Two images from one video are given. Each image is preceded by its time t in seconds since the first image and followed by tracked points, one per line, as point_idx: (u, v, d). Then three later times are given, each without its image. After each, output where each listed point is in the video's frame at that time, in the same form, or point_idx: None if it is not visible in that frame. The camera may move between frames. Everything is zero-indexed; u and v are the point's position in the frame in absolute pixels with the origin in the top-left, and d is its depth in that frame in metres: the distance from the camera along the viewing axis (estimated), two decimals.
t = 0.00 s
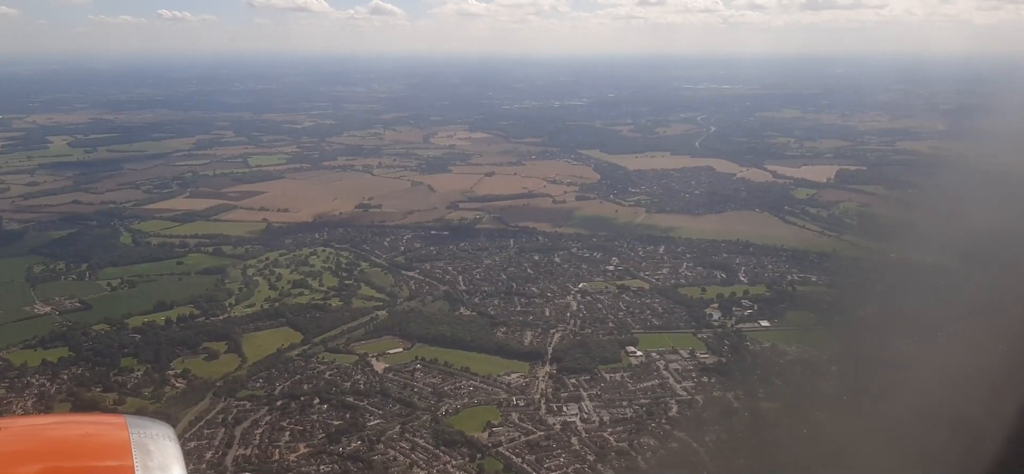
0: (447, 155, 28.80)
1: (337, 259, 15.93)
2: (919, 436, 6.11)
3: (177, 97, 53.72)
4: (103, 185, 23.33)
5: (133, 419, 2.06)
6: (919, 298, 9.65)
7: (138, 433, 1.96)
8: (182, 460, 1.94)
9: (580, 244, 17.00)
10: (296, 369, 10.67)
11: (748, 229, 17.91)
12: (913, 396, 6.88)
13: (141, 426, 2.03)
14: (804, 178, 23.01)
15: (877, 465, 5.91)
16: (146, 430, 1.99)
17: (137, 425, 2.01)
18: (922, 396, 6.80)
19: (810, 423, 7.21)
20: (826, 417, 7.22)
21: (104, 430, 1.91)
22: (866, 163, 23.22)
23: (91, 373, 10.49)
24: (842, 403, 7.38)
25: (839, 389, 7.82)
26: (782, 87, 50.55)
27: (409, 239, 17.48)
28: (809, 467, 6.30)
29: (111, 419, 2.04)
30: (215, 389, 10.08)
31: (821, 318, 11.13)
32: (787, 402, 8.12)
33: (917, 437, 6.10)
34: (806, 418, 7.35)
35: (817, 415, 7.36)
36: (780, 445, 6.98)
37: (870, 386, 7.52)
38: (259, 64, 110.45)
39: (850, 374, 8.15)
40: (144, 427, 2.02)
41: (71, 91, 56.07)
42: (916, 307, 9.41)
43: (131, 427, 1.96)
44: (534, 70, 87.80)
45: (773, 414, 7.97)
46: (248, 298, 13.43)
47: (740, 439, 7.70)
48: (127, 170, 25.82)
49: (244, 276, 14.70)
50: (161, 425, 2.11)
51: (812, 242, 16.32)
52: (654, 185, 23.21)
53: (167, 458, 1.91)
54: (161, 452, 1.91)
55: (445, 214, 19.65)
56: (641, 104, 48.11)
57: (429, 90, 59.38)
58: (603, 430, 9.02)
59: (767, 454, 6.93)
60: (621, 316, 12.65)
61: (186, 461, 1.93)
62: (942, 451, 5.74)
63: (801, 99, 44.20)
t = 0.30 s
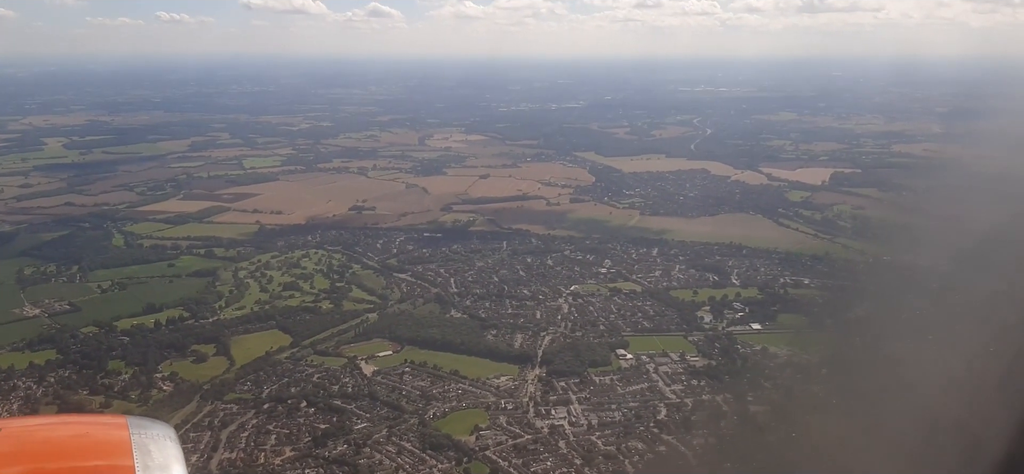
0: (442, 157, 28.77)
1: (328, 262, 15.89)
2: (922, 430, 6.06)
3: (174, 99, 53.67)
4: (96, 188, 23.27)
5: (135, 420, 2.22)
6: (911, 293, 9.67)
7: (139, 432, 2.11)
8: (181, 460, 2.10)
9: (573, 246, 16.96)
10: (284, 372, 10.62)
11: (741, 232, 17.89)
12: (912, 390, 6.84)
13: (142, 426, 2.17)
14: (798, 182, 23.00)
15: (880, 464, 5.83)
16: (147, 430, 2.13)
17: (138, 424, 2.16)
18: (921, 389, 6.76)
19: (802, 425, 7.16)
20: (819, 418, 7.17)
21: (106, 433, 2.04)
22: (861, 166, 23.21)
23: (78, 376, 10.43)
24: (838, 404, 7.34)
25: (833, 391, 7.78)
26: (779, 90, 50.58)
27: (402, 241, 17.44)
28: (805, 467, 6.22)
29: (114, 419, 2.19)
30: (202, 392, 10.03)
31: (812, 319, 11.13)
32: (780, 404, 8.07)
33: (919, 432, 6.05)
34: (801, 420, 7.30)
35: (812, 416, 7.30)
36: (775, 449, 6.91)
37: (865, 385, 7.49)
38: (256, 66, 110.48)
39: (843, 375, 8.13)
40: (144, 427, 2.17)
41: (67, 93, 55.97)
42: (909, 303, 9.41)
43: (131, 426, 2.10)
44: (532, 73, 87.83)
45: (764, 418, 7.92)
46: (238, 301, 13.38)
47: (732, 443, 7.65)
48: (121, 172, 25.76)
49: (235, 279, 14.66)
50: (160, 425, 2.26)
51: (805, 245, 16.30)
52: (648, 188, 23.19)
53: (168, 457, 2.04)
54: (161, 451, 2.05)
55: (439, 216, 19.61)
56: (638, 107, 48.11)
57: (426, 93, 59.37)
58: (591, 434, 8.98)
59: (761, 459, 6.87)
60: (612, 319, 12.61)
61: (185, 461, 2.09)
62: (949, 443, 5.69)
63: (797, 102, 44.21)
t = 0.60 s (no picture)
0: (437, 158, 28.73)
1: (320, 263, 15.82)
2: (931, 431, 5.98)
3: (170, 100, 53.59)
4: (89, 189, 23.18)
5: (134, 419, 1.94)
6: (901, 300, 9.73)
7: (139, 433, 1.85)
8: (182, 460, 1.83)
9: (566, 248, 16.92)
10: (272, 375, 10.56)
11: (735, 233, 17.85)
12: (912, 394, 6.79)
13: (140, 426, 1.90)
14: (793, 183, 22.96)
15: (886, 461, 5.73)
16: (147, 431, 1.87)
17: (138, 424, 1.89)
18: (923, 393, 6.72)
19: (794, 425, 7.09)
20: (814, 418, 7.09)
21: (99, 433, 1.77)
22: (856, 167, 23.18)
23: (65, 378, 10.36)
24: (832, 403, 7.31)
25: (825, 392, 7.72)
26: (776, 91, 50.59)
27: (395, 243, 17.40)
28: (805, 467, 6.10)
29: (112, 418, 1.92)
30: (189, 394, 9.95)
31: (804, 322, 11.09)
32: (769, 407, 8.04)
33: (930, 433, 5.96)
34: (793, 420, 7.26)
35: (806, 418, 7.21)
36: (769, 448, 6.79)
37: (859, 388, 7.43)
38: (254, 67, 110.40)
39: (834, 378, 8.07)
40: (144, 427, 1.90)
41: (63, 93, 55.88)
42: (900, 311, 9.45)
43: (131, 426, 1.84)
44: (530, 74, 87.81)
45: (752, 421, 7.88)
46: (228, 303, 13.32)
47: (720, 446, 7.60)
48: (115, 173, 25.70)
49: (226, 280, 14.60)
50: (162, 425, 1.98)
51: (799, 247, 16.26)
52: (643, 189, 23.14)
53: (168, 457, 1.78)
54: (162, 452, 1.79)
55: (432, 218, 19.56)
56: (634, 108, 48.10)
57: (423, 94, 59.34)
58: (579, 437, 8.92)
59: (753, 459, 6.75)
60: (603, 321, 12.56)
61: (186, 462, 1.81)
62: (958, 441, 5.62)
63: (794, 103, 44.19)
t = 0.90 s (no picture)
0: (433, 160, 28.70)
1: (312, 265, 15.76)
2: (928, 437, 5.88)
3: (167, 101, 53.54)
4: (83, 190, 23.12)
5: (134, 421, 1.92)
6: (896, 304, 9.65)
7: (139, 434, 1.85)
8: (182, 461, 1.83)
9: (560, 250, 16.86)
10: (260, 378, 10.50)
11: (729, 235, 17.81)
12: (908, 398, 6.69)
13: (142, 427, 1.91)
14: (788, 185, 22.92)
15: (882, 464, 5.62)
16: (148, 432, 1.88)
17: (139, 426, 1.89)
18: (919, 398, 6.62)
19: (783, 427, 7.00)
20: (805, 420, 7.01)
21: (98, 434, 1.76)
22: (852, 169, 23.14)
23: (52, 380, 10.28)
24: (829, 401, 7.25)
25: (817, 394, 7.63)
26: (773, 94, 50.63)
27: (388, 245, 17.34)
28: (796, 469, 5.99)
29: (110, 419, 1.91)
30: (175, 397, 9.89)
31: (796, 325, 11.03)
32: (759, 410, 7.97)
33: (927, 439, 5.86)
34: (789, 419, 7.20)
35: (797, 420, 7.11)
36: (759, 450, 6.69)
37: (854, 389, 7.32)
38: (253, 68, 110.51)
39: (825, 379, 7.99)
40: (145, 429, 1.91)
41: (61, 95, 55.87)
42: (894, 314, 9.38)
43: (131, 427, 1.85)
44: (528, 76, 87.85)
45: (742, 424, 7.82)
46: (218, 305, 13.26)
47: (711, 450, 7.53)
48: (109, 175, 25.64)
49: (217, 282, 14.54)
50: (163, 426, 1.98)
51: (793, 249, 16.21)
52: (638, 191, 23.10)
53: (168, 457, 1.80)
54: (162, 453, 1.79)
55: (426, 220, 19.51)
56: (632, 110, 48.10)
57: (421, 96, 59.34)
58: (568, 440, 8.86)
59: (742, 460, 6.66)
60: (594, 324, 12.51)
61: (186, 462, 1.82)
62: (958, 448, 5.52)
63: (791, 105, 44.18)
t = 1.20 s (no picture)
0: (428, 161, 28.68)
1: (304, 267, 15.73)
2: (921, 438, 5.81)
3: (164, 102, 53.49)
4: (76, 192, 23.07)
5: (135, 423, 1.92)
6: (887, 305, 9.62)
7: (139, 436, 1.84)
8: (182, 461, 1.81)
9: (553, 252, 16.84)
10: (248, 380, 10.47)
11: (722, 237, 17.79)
12: (897, 397, 6.65)
13: (140, 430, 1.89)
14: (783, 187, 22.91)
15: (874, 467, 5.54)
16: (147, 434, 1.87)
17: (138, 428, 1.88)
18: (907, 396, 6.59)
19: (770, 429, 6.95)
20: (792, 421, 6.96)
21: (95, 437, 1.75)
22: (846, 172, 23.13)
23: (39, 382, 10.23)
24: (818, 402, 7.18)
25: (805, 396, 7.58)
26: (771, 96, 50.65)
27: (381, 246, 17.31)
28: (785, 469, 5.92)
29: (111, 423, 1.90)
30: (162, 400, 9.84)
31: (787, 327, 11.01)
32: (747, 413, 7.95)
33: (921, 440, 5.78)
34: (774, 423, 7.13)
35: (784, 422, 7.06)
36: (747, 453, 6.63)
37: (842, 390, 7.27)
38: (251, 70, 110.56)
39: (815, 381, 7.93)
40: (143, 431, 1.89)
41: (58, 96, 55.84)
42: (885, 315, 9.34)
43: (130, 429, 1.84)
44: (525, 78, 87.93)
45: (729, 427, 7.78)
46: (208, 307, 13.22)
47: (698, 454, 7.49)
48: (103, 176, 25.61)
49: (208, 284, 14.50)
50: (161, 428, 1.97)
51: (786, 251, 16.20)
52: (632, 193, 23.09)
53: (168, 460, 1.76)
54: (162, 455, 1.77)
55: (419, 222, 19.48)
56: (629, 112, 48.13)
57: (418, 97, 59.38)
58: (555, 443, 8.81)
59: (731, 465, 6.59)
60: (585, 326, 12.48)
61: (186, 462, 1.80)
62: (954, 451, 5.45)
63: (788, 107, 44.22)
